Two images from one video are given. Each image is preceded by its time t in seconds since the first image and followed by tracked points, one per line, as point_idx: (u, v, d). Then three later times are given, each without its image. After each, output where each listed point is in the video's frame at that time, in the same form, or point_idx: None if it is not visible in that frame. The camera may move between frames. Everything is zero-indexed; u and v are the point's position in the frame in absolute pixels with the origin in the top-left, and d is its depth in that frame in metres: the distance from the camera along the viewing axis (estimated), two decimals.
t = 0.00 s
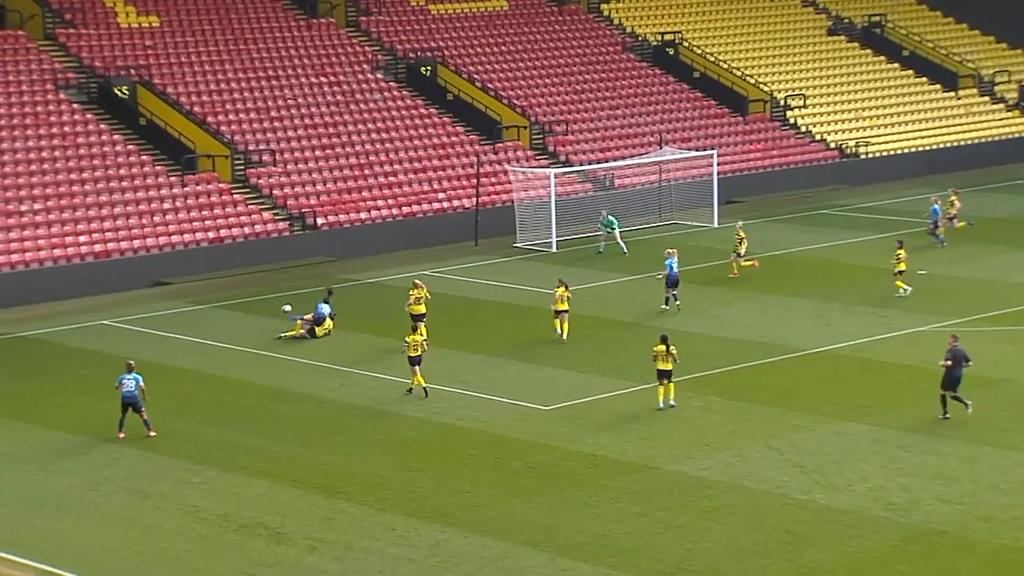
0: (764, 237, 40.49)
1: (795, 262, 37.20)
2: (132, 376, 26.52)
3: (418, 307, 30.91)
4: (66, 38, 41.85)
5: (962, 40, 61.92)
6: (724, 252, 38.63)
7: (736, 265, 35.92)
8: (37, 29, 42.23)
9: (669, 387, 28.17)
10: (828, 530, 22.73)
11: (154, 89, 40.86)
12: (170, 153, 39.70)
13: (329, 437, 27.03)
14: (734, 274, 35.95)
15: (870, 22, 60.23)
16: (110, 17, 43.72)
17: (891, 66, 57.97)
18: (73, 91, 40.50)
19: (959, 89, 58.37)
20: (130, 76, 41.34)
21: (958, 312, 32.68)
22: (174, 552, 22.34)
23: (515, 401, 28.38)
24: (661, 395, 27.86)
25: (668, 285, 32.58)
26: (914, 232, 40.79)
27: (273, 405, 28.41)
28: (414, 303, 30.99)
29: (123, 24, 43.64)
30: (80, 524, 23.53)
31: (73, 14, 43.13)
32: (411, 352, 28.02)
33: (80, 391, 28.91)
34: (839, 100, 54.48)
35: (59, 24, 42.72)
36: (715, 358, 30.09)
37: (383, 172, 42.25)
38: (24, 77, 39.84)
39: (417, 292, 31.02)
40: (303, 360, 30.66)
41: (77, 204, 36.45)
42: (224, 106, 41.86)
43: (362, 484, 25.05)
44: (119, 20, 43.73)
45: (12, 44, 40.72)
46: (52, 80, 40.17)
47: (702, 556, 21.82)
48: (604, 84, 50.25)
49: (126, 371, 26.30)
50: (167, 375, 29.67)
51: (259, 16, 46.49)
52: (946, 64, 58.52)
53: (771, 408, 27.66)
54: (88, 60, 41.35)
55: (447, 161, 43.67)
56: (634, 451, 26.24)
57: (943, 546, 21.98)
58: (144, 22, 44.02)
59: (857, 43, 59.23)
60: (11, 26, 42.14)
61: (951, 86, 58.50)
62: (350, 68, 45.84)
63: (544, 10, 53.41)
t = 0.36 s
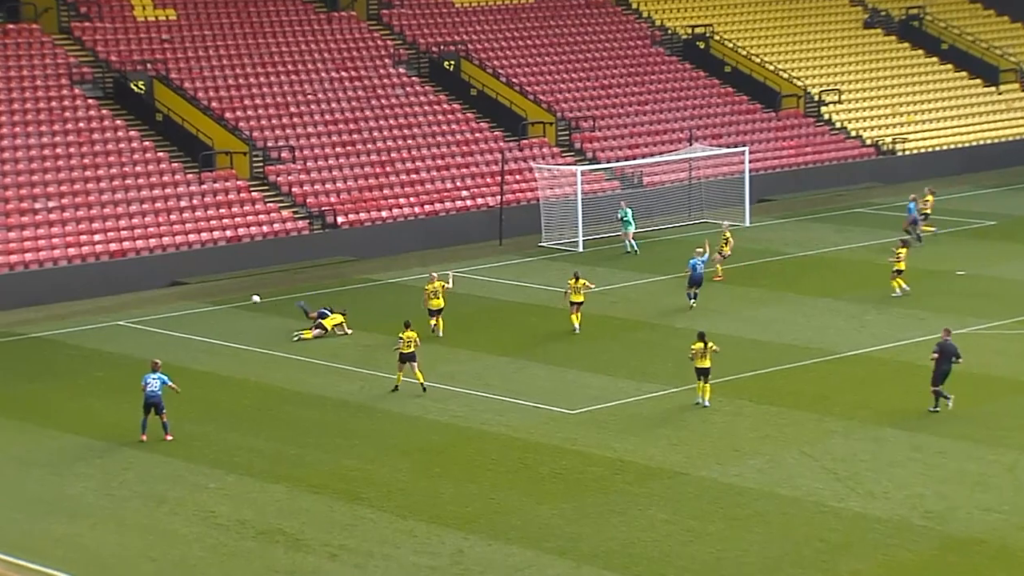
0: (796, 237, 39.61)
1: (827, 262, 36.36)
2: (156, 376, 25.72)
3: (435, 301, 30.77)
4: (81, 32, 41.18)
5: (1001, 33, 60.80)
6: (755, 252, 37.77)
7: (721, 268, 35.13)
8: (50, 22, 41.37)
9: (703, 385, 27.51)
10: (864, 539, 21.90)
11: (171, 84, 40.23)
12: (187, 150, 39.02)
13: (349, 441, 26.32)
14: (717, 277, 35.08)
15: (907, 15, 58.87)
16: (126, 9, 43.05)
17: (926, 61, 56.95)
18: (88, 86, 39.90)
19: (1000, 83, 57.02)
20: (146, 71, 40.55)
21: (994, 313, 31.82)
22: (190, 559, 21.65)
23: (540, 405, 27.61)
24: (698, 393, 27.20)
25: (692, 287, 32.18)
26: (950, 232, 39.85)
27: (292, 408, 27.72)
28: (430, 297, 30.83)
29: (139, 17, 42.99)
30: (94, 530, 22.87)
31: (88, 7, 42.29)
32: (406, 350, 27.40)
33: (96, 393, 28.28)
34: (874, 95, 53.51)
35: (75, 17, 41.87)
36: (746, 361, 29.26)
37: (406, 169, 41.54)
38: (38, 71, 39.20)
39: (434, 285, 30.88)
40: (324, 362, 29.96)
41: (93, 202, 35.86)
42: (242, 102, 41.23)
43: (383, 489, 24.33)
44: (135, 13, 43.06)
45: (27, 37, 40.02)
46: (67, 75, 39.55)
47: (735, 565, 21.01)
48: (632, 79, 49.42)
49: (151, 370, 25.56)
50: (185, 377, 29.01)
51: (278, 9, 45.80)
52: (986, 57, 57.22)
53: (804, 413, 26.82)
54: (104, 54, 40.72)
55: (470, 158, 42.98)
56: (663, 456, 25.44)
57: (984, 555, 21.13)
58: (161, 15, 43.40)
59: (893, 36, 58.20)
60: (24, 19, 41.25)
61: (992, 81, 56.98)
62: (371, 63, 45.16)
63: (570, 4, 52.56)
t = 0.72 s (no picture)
0: (829, 238, 38.73)
1: (860, 264, 35.49)
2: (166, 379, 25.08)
3: (447, 292, 30.55)
4: (96, 28, 40.61)
5: None
6: (787, 254, 36.92)
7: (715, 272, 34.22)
8: (65, 17, 40.93)
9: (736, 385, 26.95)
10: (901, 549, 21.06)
11: (188, 80, 39.63)
12: (204, 148, 38.42)
13: (368, 448, 25.60)
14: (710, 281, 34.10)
15: (945, 8, 57.97)
16: (142, 3, 42.46)
17: (962, 57, 55.95)
18: (103, 82, 39.31)
19: None
20: (162, 66, 40.29)
21: None
22: (204, 568, 20.95)
23: (566, 410, 26.83)
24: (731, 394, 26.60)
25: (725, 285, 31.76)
26: (988, 233, 38.91)
27: (311, 413, 27.02)
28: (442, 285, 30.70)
29: (154, 11, 42.37)
30: (106, 537, 22.19)
31: (103, 2, 41.72)
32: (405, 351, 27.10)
33: (111, 398, 27.63)
34: (910, 91, 52.55)
35: (89, 12, 41.33)
36: (778, 365, 28.43)
37: (427, 167, 40.83)
38: (52, 67, 38.63)
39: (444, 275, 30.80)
40: (344, 365, 29.24)
41: (107, 201, 35.28)
42: (261, 98, 40.61)
43: (404, 497, 23.60)
44: (151, 7, 42.48)
45: (40, 33, 39.48)
46: (81, 72, 38.95)
47: None
48: (661, 76, 48.62)
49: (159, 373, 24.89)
50: (202, 382, 28.34)
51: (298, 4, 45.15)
52: None
53: (838, 420, 25.98)
54: (119, 50, 40.12)
55: (494, 156, 42.29)
56: (692, 464, 24.64)
57: None
58: (177, 10, 42.78)
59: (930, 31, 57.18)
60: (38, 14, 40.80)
61: None
62: (392, 58, 44.49)
63: None
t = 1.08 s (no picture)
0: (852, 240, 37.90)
1: (884, 267, 34.67)
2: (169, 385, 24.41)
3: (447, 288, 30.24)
4: (100, 23, 39.79)
5: None
6: (809, 256, 36.10)
7: (725, 275, 33.40)
8: (68, 13, 40.21)
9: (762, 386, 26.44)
10: (930, 562, 20.27)
11: (194, 78, 38.94)
12: (211, 148, 37.72)
13: (378, 455, 24.86)
14: (725, 284, 33.32)
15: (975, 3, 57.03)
16: None
17: (992, 53, 55.03)
18: (107, 80, 38.69)
19: None
20: (168, 63, 39.51)
21: None
22: None
23: (582, 417, 26.06)
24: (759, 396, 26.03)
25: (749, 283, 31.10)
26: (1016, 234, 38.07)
27: (319, 419, 26.28)
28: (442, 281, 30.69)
29: (161, 7, 41.66)
30: (108, 547, 21.47)
31: None
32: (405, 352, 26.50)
33: (114, 404, 26.93)
34: (937, 89, 51.71)
35: (94, 7, 40.53)
36: (800, 371, 27.63)
37: (440, 167, 40.09)
38: (55, 64, 37.96)
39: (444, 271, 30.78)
40: (354, 370, 28.51)
41: (111, 202, 34.62)
42: (269, 96, 39.90)
43: (415, 506, 22.86)
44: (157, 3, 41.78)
45: (43, 29, 38.77)
46: (85, 69, 38.29)
47: None
48: (680, 73, 47.80)
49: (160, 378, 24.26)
50: (207, 388, 27.63)
51: None
52: None
53: (863, 427, 25.18)
54: (124, 46, 39.42)
55: (508, 156, 41.56)
56: (713, 473, 23.85)
57: None
58: (183, 5, 42.06)
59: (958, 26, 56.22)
60: (41, 10, 40.15)
61: None
62: (404, 55, 43.77)
63: None
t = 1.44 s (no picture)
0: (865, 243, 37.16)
1: (898, 272, 33.92)
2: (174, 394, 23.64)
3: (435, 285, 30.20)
4: (93, 20, 39.16)
5: None
6: (820, 260, 35.34)
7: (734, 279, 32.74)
8: (60, 9, 39.44)
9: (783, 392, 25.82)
10: None
11: (188, 75, 38.16)
12: (207, 149, 37.01)
13: (379, 466, 24.10)
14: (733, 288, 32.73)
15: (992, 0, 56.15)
16: None
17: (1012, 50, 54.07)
18: (100, 78, 37.98)
19: None
20: (163, 61, 38.78)
21: None
22: None
23: (588, 426, 25.31)
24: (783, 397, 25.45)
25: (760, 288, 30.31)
26: None
27: (318, 428, 25.54)
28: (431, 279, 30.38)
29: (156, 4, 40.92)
30: (99, 559, 20.72)
31: None
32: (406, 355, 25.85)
33: (108, 412, 26.19)
34: (954, 87, 50.87)
35: (87, 5, 39.84)
36: (813, 378, 26.89)
37: (442, 169, 39.35)
38: (47, 62, 37.21)
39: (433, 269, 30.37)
40: (355, 377, 27.75)
41: (104, 204, 33.92)
42: (267, 95, 39.16)
43: (416, 517, 22.11)
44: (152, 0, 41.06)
45: (34, 26, 38.04)
46: (77, 67, 37.55)
47: None
48: (689, 71, 47.03)
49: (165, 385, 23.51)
50: (203, 395, 26.89)
51: None
52: None
53: (878, 437, 24.41)
54: (117, 43, 38.68)
55: (512, 156, 40.84)
56: (724, 483, 23.10)
57: None
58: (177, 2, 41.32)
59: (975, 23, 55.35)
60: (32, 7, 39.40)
61: None
62: (406, 53, 43.03)
63: None
